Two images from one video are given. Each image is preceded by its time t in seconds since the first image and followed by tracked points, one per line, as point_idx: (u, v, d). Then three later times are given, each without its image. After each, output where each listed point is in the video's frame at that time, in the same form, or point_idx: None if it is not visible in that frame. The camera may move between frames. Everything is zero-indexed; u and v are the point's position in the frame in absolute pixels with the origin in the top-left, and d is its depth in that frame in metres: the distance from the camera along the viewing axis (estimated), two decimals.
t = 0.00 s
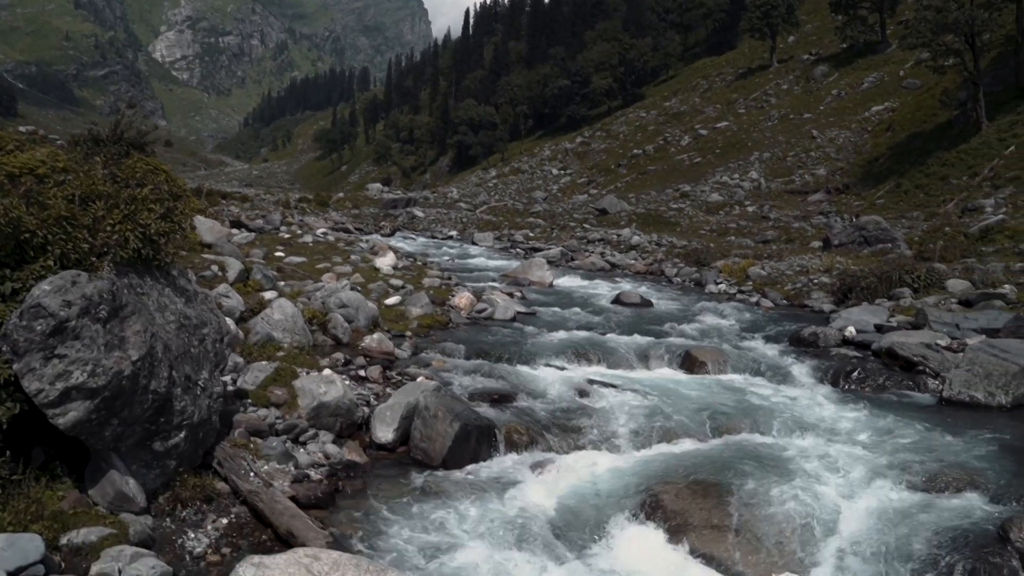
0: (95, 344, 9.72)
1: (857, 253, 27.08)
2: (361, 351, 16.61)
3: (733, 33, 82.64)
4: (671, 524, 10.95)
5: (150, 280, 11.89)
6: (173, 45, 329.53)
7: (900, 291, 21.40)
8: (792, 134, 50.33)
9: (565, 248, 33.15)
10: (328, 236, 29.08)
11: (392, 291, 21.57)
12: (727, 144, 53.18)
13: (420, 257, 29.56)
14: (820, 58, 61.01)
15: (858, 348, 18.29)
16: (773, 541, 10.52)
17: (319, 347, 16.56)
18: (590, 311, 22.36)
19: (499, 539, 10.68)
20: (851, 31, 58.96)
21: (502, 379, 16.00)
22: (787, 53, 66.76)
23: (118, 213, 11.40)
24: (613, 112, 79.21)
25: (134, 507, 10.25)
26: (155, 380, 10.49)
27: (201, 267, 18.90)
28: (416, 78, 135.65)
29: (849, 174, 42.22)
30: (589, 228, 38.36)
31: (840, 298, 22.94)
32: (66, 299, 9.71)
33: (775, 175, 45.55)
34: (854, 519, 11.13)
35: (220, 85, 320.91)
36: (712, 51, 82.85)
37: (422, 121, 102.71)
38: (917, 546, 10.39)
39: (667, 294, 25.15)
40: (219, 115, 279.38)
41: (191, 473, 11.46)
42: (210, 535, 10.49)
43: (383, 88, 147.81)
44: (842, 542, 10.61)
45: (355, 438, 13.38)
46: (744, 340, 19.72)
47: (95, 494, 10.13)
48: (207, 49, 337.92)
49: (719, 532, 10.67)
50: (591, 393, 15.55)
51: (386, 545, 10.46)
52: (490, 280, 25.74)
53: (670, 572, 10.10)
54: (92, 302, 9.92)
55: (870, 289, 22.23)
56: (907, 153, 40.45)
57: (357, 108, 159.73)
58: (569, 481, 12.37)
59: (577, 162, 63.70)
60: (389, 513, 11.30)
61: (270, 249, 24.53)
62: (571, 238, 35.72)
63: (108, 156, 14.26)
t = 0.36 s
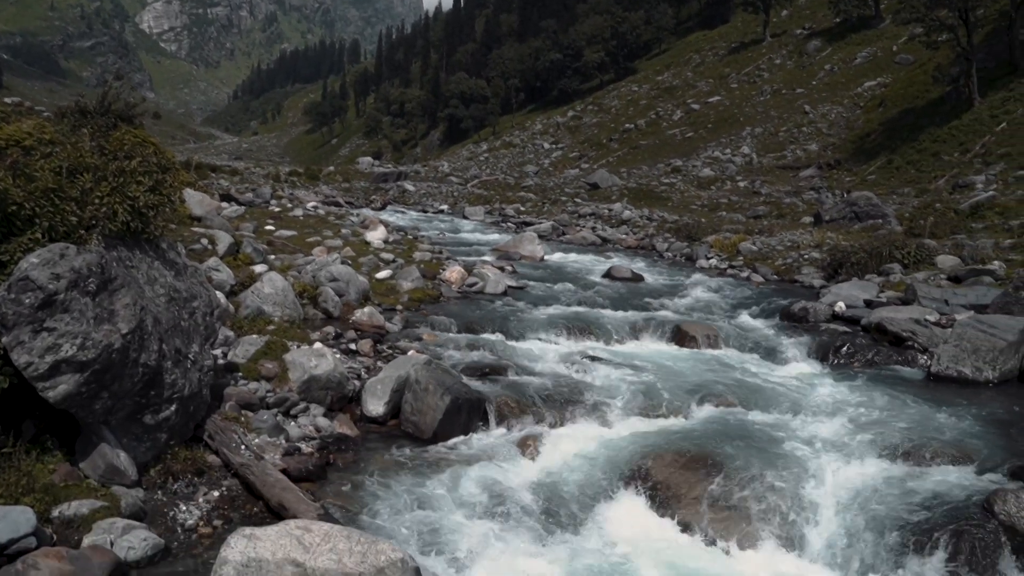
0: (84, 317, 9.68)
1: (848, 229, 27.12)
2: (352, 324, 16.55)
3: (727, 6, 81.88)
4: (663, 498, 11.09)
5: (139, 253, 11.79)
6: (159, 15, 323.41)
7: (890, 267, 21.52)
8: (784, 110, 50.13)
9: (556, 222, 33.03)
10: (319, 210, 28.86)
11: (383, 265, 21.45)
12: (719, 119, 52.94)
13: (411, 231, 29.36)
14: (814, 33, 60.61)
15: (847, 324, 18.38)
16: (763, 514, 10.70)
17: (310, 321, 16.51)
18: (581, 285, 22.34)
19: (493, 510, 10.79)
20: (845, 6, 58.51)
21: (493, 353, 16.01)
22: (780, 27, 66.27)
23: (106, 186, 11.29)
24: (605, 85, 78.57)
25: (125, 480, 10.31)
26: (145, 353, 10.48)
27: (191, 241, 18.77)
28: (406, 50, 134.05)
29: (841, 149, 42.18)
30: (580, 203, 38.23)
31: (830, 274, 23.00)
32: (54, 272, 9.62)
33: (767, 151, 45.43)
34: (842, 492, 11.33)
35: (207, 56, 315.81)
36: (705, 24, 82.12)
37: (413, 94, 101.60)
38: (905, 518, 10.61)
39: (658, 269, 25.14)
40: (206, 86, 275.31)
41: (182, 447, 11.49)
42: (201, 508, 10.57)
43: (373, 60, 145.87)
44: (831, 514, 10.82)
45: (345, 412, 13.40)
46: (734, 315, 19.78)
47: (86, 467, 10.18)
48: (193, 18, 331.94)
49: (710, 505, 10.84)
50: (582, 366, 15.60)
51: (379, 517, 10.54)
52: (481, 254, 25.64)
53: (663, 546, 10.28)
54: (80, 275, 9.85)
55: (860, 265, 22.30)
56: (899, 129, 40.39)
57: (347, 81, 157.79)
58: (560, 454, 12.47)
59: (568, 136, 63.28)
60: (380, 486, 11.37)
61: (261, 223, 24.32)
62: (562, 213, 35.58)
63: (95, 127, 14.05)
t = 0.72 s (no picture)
0: (78, 294, 9.67)
1: (843, 207, 27.10)
2: (347, 301, 16.52)
3: None
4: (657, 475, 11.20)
5: (133, 229, 11.74)
6: None
7: (885, 245, 21.53)
8: (781, 87, 49.86)
9: (551, 199, 32.91)
10: (313, 186, 28.68)
11: (378, 241, 21.36)
12: (715, 95, 52.63)
13: (406, 208, 29.21)
14: (811, 9, 60.10)
15: (842, 301, 18.41)
16: (755, 490, 10.79)
17: (305, 298, 16.48)
18: (577, 262, 22.30)
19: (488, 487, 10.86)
20: None
21: (488, 329, 16.02)
22: (778, 3, 65.71)
23: (99, 161, 11.20)
24: (601, 62, 77.93)
25: (120, 457, 10.33)
26: (140, 330, 10.48)
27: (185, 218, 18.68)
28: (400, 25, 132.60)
29: (837, 127, 42.04)
30: (576, 180, 38.07)
31: (826, 251, 23.02)
32: (48, 249, 9.58)
33: (763, 128, 45.24)
34: (835, 470, 11.44)
35: (198, 30, 311.59)
36: None
37: (407, 70, 100.60)
38: (896, 493, 10.74)
39: (654, 247, 25.11)
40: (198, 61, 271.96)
41: (178, 423, 11.52)
42: (197, 484, 10.64)
43: (367, 35, 144.18)
44: (822, 492, 10.97)
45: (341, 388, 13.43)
46: (730, 292, 19.79)
47: (82, 443, 10.21)
48: None
49: (703, 482, 10.94)
50: (577, 343, 15.62)
51: (377, 493, 10.59)
52: (476, 231, 25.55)
53: (656, 521, 10.41)
54: (74, 251, 9.82)
55: (856, 242, 22.31)
56: (895, 106, 40.24)
57: (341, 56, 156.09)
58: (555, 431, 12.51)
59: (564, 113, 62.87)
60: (377, 462, 11.42)
61: (255, 199, 24.16)
62: (558, 190, 35.44)
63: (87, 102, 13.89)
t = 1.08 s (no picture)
0: (72, 267, 9.65)
1: (840, 180, 26.99)
2: (342, 273, 16.45)
3: None
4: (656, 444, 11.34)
5: (127, 201, 11.68)
6: None
7: (881, 219, 21.51)
8: (778, 59, 49.39)
9: (547, 171, 32.71)
10: (308, 159, 28.43)
11: (373, 214, 21.23)
12: (712, 67, 52.12)
13: (401, 180, 29.01)
14: None
15: (837, 274, 18.40)
16: (751, 460, 10.90)
17: (301, 271, 16.42)
18: (572, 235, 22.23)
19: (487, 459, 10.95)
20: None
21: (483, 302, 15.99)
22: None
23: (90, 133, 11.11)
24: (597, 33, 77.01)
25: (117, 429, 10.36)
26: (136, 302, 10.47)
27: (179, 191, 18.54)
28: None
29: (834, 99, 41.74)
30: (571, 152, 37.81)
31: (821, 224, 22.97)
32: (41, 221, 9.53)
33: (759, 100, 44.90)
34: (830, 440, 11.59)
35: None
36: None
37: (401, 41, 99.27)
38: (892, 464, 10.89)
39: (650, 219, 25.02)
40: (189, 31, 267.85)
41: (175, 395, 11.56)
42: (194, 455, 10.71)
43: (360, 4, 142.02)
44: (818, 464, 11.11)
45: (337, 360, 13.44)
46: (725, 265, 19.77)
47: (79, 416, 10.23)
48: None
49: (702, 453, 11.07)
50: (572, 315, 15.66)
51: (375, 464, 10.68)
52: (471, 203, 25.41)
53: (656, 492, 10.56)
54: (68, 224, 9.78)
55: (852, 216, 22.27)
56: (893, 79, 39.94)
57: (334, 26, 153.86)
58: (553, 401, 12.61)
59: (560, 85, 62.24)
60: (373, 433, 11.48)
61: (250, 172, 23.95)
62: (553, 162, 35.20)
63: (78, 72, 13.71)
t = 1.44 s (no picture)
0: (64, 243, 9.67)
1: (834, 156, 26.93)
2: (336, 249, 16.39)
3: None
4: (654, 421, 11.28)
5: (118, 177, 11.62)
6: None
7: (875, 194, 21.53)
8: (774, 34, 49.00)
9: (541, 147, 32.51)
10: (301, 134, 28.21)
11: (366, 189, 21.10)
12: (707, 42, 51.67)
13: (394, 156, 28.79)
14: None
15: (830, 250, 18.43)
16: (741, 434, 11.00)
17: (294, 247, 16.35)
18: (566, 211, 22.16)
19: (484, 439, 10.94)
20: None
21: (477, 278, 15.96)
22: None
23: (80, 109, 10.99)
24: (591, 7, 76.16)
25: (111, 405, 10.40)
26: (127, 279, 10.53)
27: (171, 166, 18.41)
28: None
29: (830, 75, 41.51)
30: (565, 128, 37.57)
31: (815, 200, 22.96)
32: (32, 197, 9.53)
33: (754, 76, 44.61)
34: (826, 418, 11.60)
35: None
36: None
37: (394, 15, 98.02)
38: (880, 439, 11.03)
39: (644, 195, 24.95)
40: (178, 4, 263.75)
41: (168, 371, 11.56)
42: (188, 431, 10.73)
43: None
44: (816, 445, 11.14)
45: (331, 336, 13.42)
46: (719, 241, 19.78)
47: (73, 393, 10.24)
48: None
49: (694, 426, 11.10)
50: (566, 290, 15.68)
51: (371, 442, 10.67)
52: (465, 179, 25.27)
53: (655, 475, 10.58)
54: (59, 200, 9.79)
55: (846, 191, 22.26)
56: (888, 54, 39.71)
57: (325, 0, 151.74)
58: (547, 378, 12.58)
59: (554, 60, 61.67)
60: (368, 409, 11.50)
61: (242, 147, 23.76)
62: (547, 138, 34.99)
63: (66, 46, 13.53)
